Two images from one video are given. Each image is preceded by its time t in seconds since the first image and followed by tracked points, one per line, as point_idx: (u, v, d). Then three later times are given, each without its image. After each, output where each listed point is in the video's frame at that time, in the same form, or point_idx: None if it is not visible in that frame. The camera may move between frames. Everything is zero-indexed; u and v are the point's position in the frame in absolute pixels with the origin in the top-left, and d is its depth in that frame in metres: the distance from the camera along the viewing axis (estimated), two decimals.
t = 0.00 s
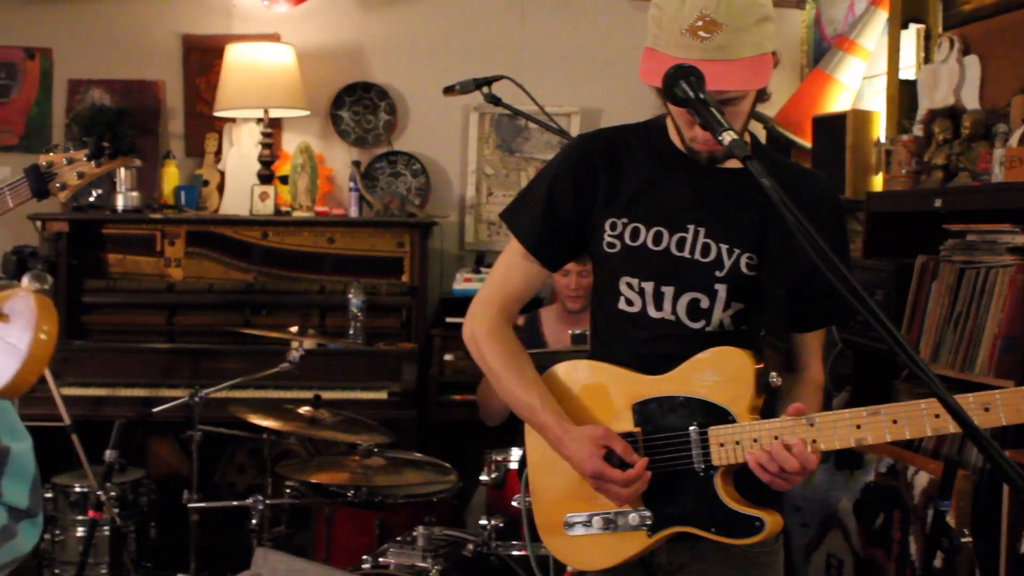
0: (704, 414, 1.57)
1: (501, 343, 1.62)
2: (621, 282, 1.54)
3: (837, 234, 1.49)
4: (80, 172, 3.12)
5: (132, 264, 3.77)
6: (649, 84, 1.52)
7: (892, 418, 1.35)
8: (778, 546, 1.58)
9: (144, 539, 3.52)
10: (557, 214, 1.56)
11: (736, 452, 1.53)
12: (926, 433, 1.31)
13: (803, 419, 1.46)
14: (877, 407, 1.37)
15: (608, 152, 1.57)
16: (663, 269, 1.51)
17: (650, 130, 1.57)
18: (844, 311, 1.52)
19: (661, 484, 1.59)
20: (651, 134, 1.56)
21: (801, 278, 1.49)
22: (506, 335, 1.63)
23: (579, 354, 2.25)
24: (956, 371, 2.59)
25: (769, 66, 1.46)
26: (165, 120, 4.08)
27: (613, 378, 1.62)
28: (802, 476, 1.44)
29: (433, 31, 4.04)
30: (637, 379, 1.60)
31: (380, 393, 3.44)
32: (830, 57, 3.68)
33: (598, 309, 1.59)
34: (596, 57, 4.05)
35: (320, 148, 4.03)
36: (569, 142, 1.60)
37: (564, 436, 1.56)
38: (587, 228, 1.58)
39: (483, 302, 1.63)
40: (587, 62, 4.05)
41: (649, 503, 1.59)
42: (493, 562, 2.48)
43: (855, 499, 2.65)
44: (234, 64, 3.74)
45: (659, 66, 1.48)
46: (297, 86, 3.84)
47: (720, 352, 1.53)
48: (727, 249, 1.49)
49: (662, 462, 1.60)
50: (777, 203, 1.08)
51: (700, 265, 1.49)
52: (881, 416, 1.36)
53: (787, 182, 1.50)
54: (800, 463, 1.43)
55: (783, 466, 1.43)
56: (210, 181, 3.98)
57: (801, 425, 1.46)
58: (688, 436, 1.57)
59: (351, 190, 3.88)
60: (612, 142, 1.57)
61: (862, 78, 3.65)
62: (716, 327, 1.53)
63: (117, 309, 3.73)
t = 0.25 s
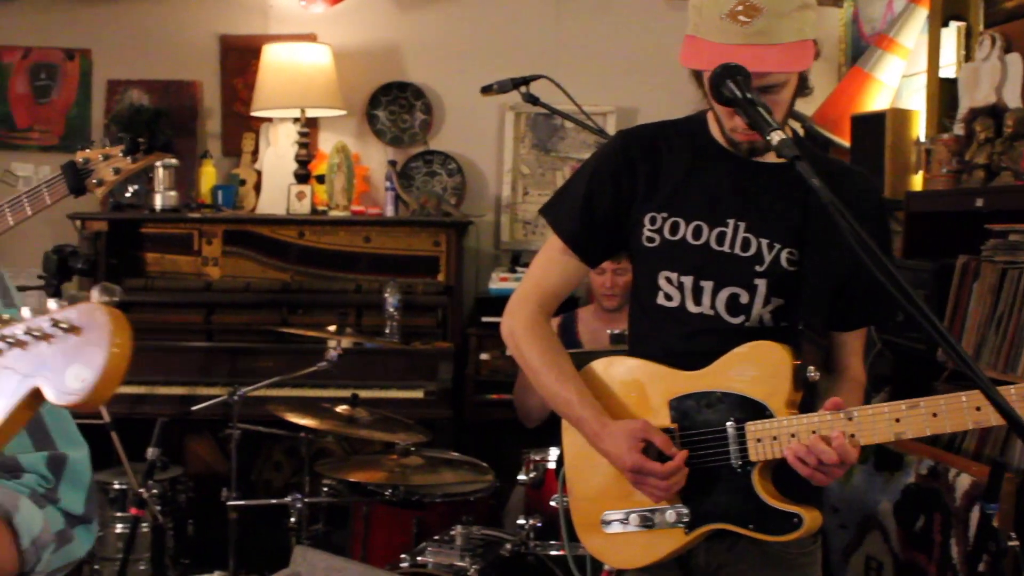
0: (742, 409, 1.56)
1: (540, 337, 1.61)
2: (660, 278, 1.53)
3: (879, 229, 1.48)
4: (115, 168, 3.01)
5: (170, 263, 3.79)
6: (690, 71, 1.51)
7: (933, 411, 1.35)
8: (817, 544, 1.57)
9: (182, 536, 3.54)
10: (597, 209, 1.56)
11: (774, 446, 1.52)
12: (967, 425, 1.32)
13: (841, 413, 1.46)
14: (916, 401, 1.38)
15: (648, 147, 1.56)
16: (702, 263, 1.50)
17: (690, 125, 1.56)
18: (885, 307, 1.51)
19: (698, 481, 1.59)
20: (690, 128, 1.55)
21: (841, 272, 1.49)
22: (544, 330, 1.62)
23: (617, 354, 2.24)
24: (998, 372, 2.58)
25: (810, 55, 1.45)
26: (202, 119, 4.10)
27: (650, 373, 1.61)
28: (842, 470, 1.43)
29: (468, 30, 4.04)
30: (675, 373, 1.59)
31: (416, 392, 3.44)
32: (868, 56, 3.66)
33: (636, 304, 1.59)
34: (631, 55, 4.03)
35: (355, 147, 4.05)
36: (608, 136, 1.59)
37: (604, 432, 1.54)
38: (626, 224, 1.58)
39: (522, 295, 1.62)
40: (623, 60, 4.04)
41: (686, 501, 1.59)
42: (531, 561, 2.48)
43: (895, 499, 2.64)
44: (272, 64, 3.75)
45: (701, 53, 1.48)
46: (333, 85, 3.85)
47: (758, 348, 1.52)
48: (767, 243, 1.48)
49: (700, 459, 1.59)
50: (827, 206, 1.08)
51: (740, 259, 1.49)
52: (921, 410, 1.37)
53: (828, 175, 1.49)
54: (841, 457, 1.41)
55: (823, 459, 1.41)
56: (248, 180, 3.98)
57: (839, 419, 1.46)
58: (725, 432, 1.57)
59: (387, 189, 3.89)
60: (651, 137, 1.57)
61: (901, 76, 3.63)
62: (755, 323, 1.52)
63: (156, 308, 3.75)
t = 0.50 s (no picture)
0: (770, 413, 1.54)
1: (568, 342, 1.62)
2: (688, 281, 1.54)
3: (910, 233, 1.47)
4: (142, 167, 3.03)
5: (198, 263, 3.80)
6: (715, 79, 1.51)
7: (960, 419, 1.30)
8: (846, 547, 1.57)
9: (211, 534, 3.56)
10: (624, 212, 1.56)
11: (802, 453, 1.50)
12: (994, 435, 1.26)
13: (869, 421, 1.42)
14: (944, 409, 1.33)
15: (676, 150, 1.56)
16: (729, 267, 1.50)
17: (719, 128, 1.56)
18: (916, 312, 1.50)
19: (725, 485, 1.58)
20: (718, 130, 1.55)
21: (870, 278, 1.48)
22: (573, 335, 1.63)
23: (644, 355, 2.24)
24: None
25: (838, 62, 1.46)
26: (231, 120, 4.12)
27: (677, 377, 1.61)
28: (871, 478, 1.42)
29: (496, 31, 4.04)
30: (702, 378, 1.59)
31: (444, 392, 3.45)
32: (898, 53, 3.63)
33: (664, 306, 1.58)
34: (659, 55, 4.02)
35: (383, 147, 4.06)
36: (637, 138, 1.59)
37: (628, 436, 1.54)
38: (654, 227, 1.58)
39: (551, 300, 1.62)
40: (652, 60, 4.03)
41: (712, 504, 1.58)
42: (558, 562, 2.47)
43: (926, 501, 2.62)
44: (301, 65, 3.77)
45: (728, 60, 1.49)
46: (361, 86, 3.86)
47: (787, 356, 1.51)
48: (795, 247, 1.47)
49: (725, 464, 1.58)
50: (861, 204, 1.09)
51: (767, 264, 1.48)
52: (948, 418, 1.32)
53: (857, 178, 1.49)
54: (867, 464, 1.40)
55: (852, 468, 1.41)
56: (276, 181, 4.03)
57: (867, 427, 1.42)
58: (752, 437, 1.55)
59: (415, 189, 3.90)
60: (679, 139, 1.57)
61: (931, 74, 3.59)
62: (783, 328, 1.51)
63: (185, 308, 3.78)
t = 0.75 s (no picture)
0: (800, 413, 1.53)
1: (600, 344, 1.62)
2: (719, 282, 1.53)
3: (943, 231, 1.47)
4: (173, 168, 3.04)
5: (228, 263, 3.82)
6: (739, 75, 1.52)
7: (993, 419, 1.29)
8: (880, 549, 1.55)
9: (240, 534, 3.57)
10: (655, 213, 1.56)
11: (835, 454, 1.49)
12: None
13: (900, 420, 1.41)
14: (979, 409, 1.32)
15: (707, 150, 1.56)
16: (761, 268, 1.50)
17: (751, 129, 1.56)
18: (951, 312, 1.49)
19: (758, 486, 1.57)
20: (749, 129, 1.54)
21: (903, 276, 1.47)
22: (606, 336, 1.63)
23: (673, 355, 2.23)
24: None
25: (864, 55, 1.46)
26: (261, 120, 4.14)
27: (707, 378, 1.60)
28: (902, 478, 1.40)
29: (524, 31, 4.04)
30: (733, 379, 1.58)
31: (472, 392, 3.45)
32: (930, 53, 3.63)
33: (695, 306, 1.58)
34: (688, 55, 4.01)
35: (412, 147, 4.06)
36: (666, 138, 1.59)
37: (661, 441, 1.55)
38: (686, 227, 1.58)
39: (581, 303, 1.62)
40: (680, 59, 4.02)
41: (744, 505, 1.57)
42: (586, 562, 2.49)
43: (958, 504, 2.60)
44: (330, 66, 3.78)
45: (752, 57, 1.49)
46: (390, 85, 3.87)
47: (818, 353, 1.50)
48: (828, 247, 1.46)
49: (758, 465, 1.58)
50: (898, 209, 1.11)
51: (799, 264, 1.47)
52: (982, 418, 1.31)
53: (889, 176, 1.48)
54: (898, 465, 1.39)
55: (881, 468, 1.39)
56: (305, 181, 4.04)
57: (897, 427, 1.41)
58: (784, 438, 1.55)
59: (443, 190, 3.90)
60: (709, 139, 1.56)
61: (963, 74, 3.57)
62: (816, 328, 1.51)
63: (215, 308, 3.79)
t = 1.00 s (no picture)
0: (836, 423, 1.54)
1: (635, 350, 1.64)
2: (755, 290, 1.54)
3: (983, 241, 1.45)
4: (210, 169, 3.05)
5: (261, 263, 3.84)
6: (775, 85, 1.52)
7: None
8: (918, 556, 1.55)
9: (275, 531, 3.59)
10: (691, 220, 1.57)
11: (870, 465, 1.50)
12: None
13: (936, 435, 1.40)
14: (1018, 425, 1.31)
15: (742, 157, 1.55)
16: (798, 277, 1.50)
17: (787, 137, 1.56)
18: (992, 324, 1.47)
19: (796, 493, 1.58)
20: (786, 137, 1.55)
21: (944, 287, 1.45)
22: (642, 341, 1.65)
23: (707, 358, 2.23)
24: None
25: (902, 69, 1.45)
26: (293, 121, 4.15)
27: (745, 387, 1.61)
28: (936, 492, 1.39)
29: (555, 32, 4.04)
30: (770, 388, 1.59)
31: (505, 392, 3.47)
32: (965, 53, 3.60)
33: (732, 314, 1.58)
34: (720, 55, 4.00)
35: (443, 148, 4.07)
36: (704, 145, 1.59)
37: (697, 447, 1.57)
38: (721, 234, 1.59)
39: (617, 308, 1.64)
40: (712, 59, 4.00)
41: (781, 512, 1.59)
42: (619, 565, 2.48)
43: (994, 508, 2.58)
44: (361, 67, 3.79)
45: (788, 67, 1.49)
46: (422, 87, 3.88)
47: (858, 364, 1.50)
48: (864, 256, 1.46)
49: (795, 473, 1.58)
50: (940, 210, 1.12)
51: (835, 272, 1.47)
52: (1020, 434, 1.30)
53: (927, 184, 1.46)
54: (932, 479, 1.38)
55: (916, 481, 1.39)
56: (337, 182, 4.03)
57: (933, 441, 1.40)
58: (821, 448, 1.55)
59: (475, 190, 3.91)
60: (745, 147, 1.56)
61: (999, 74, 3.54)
62: (852, 336, 1.50)
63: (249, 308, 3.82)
